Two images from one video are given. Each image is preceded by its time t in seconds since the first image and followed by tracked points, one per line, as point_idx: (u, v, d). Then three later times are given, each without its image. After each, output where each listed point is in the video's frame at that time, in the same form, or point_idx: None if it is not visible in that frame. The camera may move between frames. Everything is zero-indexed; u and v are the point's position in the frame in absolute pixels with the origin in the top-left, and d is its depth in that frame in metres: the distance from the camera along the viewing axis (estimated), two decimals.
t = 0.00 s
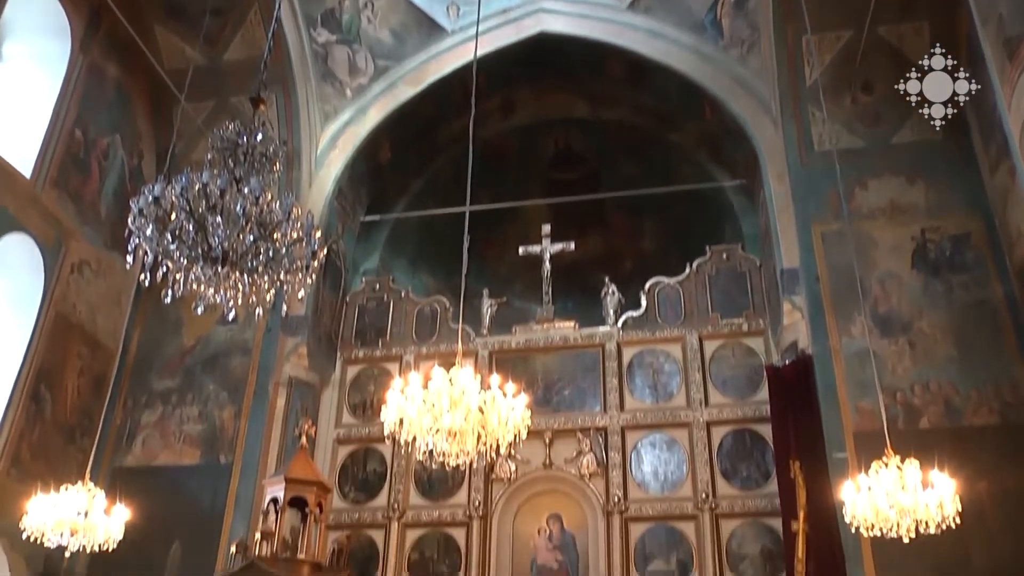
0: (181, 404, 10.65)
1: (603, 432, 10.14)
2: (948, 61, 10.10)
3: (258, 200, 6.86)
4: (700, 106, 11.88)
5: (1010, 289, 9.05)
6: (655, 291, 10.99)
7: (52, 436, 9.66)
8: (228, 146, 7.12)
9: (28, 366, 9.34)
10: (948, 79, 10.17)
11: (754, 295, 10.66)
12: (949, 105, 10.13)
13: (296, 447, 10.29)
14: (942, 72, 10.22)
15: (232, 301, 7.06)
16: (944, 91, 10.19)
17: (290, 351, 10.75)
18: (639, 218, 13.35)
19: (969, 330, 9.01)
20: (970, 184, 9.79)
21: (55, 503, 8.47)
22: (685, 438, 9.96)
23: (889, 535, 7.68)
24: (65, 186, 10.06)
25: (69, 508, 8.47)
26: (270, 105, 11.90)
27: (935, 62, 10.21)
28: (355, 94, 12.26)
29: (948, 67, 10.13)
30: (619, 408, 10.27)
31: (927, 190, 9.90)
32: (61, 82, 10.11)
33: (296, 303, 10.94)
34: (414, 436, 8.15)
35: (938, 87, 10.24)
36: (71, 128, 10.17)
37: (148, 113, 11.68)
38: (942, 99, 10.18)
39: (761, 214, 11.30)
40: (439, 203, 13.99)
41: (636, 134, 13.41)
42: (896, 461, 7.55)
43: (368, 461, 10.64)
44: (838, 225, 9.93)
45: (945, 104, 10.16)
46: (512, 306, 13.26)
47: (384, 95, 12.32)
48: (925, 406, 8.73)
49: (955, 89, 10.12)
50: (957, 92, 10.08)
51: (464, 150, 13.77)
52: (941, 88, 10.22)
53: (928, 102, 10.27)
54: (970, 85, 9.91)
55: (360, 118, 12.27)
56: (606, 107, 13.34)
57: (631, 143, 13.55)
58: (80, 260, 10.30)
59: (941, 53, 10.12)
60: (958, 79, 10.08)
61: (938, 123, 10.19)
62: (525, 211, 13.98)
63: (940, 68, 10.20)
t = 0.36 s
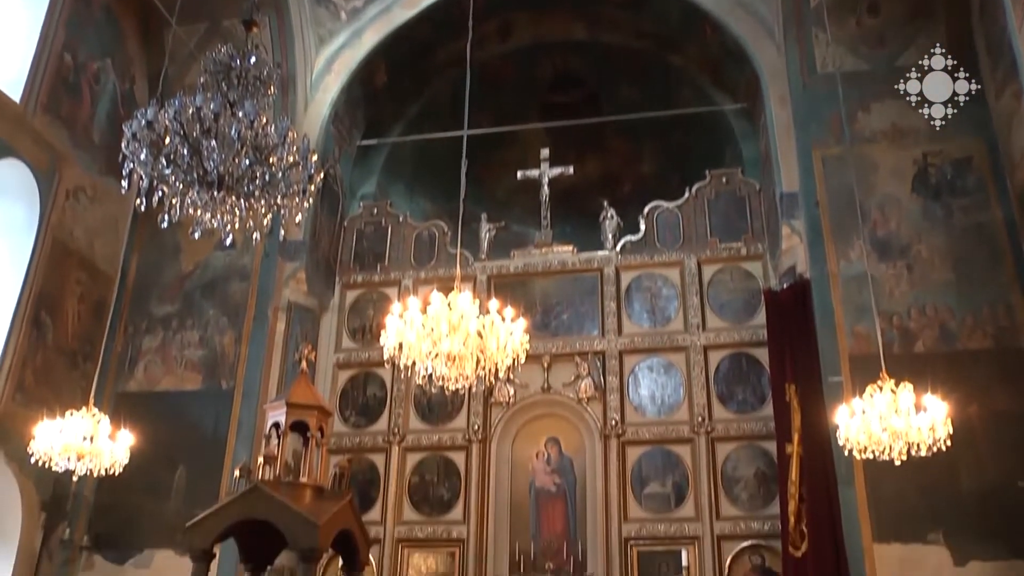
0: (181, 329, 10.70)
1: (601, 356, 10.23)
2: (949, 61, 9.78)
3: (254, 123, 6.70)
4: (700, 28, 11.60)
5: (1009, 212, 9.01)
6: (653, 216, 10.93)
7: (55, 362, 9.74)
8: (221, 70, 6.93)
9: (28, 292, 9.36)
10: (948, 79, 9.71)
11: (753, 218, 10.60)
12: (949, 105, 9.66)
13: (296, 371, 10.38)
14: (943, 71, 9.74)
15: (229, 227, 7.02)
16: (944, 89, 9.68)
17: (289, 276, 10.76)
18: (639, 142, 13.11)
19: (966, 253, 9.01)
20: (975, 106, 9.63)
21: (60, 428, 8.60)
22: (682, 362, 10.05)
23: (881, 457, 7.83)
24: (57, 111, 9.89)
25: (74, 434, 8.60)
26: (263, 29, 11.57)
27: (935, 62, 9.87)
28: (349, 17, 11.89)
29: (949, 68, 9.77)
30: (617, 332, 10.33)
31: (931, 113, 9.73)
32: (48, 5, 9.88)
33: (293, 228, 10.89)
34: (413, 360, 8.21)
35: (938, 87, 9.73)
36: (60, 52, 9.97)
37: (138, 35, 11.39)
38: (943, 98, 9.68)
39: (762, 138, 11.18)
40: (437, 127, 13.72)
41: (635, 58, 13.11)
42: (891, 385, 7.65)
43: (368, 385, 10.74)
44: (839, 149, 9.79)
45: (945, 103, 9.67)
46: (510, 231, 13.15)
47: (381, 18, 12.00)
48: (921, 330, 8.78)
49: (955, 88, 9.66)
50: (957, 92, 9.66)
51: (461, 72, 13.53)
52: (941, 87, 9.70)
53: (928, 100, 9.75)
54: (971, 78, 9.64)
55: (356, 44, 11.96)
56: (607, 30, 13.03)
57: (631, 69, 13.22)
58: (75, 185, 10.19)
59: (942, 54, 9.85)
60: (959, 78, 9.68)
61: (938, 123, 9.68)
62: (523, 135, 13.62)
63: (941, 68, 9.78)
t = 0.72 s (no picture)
0: (179, 278, 10.69)
1: (599, 305, 10.25)
2: (949, 61, 9.48)
3: (249, 70, 6.61)
4: None
5: (1010, 160, 8.94)
6: (652, 163, 10.83)
7: (55, 312, 9.75)
8: (213, 16, 6.82)
9: (25, 241, 9.31)
10: (949, 79, 9.40)
11: (752, 166, 10.52)
12: (949, 105, 9.32)
13: (294, 320, 10.41)
14: (943, 71, 9.44)
15: (224, 174, 7.01)
16: (944, 89, 9.37)
17: (286, 225, 10.71)
18: (638, 90, 12.92)
19: (966, 202, 8.97)
20: (979, 51, 9.50)
21: (62, 377, 8.66)
22: (680, 310, 10.07)
23: (875, 405, 7.90)
24: (48, 58, 9.72)
25: (76, 383, 8.68)
26: None
27: (935, 62, 9.55)
28: None
29: (949, 68, 9.46)
30: (615, 280, 10.32)
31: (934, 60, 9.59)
32: None
33: (290, 176, 10.81)
34: (411, 309, 8.22)
35: (939, 87, 9.41)
36: None
37: None
38: (943, 98, 9.35)
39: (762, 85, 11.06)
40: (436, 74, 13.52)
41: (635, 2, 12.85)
42: (887, 333, 7.72)
43: (367, 333, 10.78)
44: (841, 96, 9.66)
45: (945, 104, 9.33)
46: (507, 179, 13.05)
47: None
48: (919, 279, 8.78)
49: (955, 89, 9.35)
50: (957, 92, 9.35)
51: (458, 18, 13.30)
52: (941, 87, 9.38)
53: (928, 99, 9.41)
54: (970, 76, 9.36)
55: None
56: None
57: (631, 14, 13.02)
58: (69, 133, 10.07)
59: (942, 54, 9.54)
60: (959, 79, 9.38)
61: (937, 122, 9.32)
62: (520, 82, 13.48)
63: (941, 68, 9.46)
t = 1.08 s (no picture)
0: (176, 230, 10.65)
1: (597, 256, 10.23)
2: (949, 60, 9.20)
3: (242, 19, 6.44)
4: None
5: (1013, 110, 8.85)
6: (651, 114, 10.71)
7: (52, 264, 9.73)
8: None
9: (19, 194, 9.24)
10: (948, 78, 9.14)
11: (752, 116, 10.41)
12: (950, 105, 9.06)
13: (292, 272, 10.40)
14: (943, 71, 9.17)
15: (219, 125, 6.95)
16: (944, 89, 9.11)
17: (283, 175, 10.62)
18: (637, 40, 12.72)
19: (967, 153, 8.90)
20: None
21: (60, 328, 8.69)
22: (678, 260, 10.07)
23: (871, 356, 7.92)
24: (37, 7, 9.54)
25: (75, 334, 8.71)
26: None
27: (934, 61, 9.27)
28: None
29: (949, 67, 9.19)
30: (614, 231, 10.29)
31: (938, 9, 9.41)
32: None
33: (286, 127, 10.69)
34: (409, 260, 8.21)
35: (939, 87, 9.14)
36: None
37: None
38: (943, 98, 9.09)
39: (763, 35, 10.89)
40: (432, 25, 13.32)
41: None
42: (885, 284, 7.71)
43: (365, 284, 10.78)
44: (842, 46, 9.51)
45: (945, 103, 9.07)
46: (505, 129, 12.94)
47: None
48: (918, 230, 8.76)
49: (955, 88, 9.08)
50: (957, 92, 9.07)
51: None
52: (941, 87, 9.12)
53: (928, 99, 9.15)
54: (971, 76, 9.08)
55: None
56: None
57: None
58: (60, 83, 9.93)
59: (942, 53, 9.26)
60: (959, 78, 9.10)
61: (938, 123, 9.06)
62: (517, 32, 13.26)
63: (940, 68, 9.20)
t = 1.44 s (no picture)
0: (173, 187, 10.58)
1: (594, 212, 10.18)
2: (949, 60, 8.98)
3: None
4: None
5: (1017, 65, 8.76)
6: (650, 70, 10.58)
7: (48, 222, 9.70)
8: None
9: (13, 152, 9.16)
10: (948, 79, 8.92)
11: (752, 72, 10.29)
12: (949, 105, 8.86)
13: (289, 229, 10.36)
14: (942, 71, 8.95)
15: (213, 80, 6.86)
16: (944, 89, 8.89)
17: (279, 132, 10.54)
18: None
19: (969, 109, 8.82)
20: None
21: (58, 287, 8.67)
22: (677, 217, 10.03)
23: (869, 311, 7.96)
24: None
25: (72, 293, 8.70)
26: None
27: (934, 62, 9.03)
28: None
29: (949, 68, 8.97)
30: (612, 188, 10.23)
31: None
32: None
33: (281, 83, 10.57)
34: (407, 217, 8.17)
35: (937, 87, 8.93)
36: None
37: None
38: (943, 98, 8.88)
39: None
40: None
41: None
42: (883, 241, 7.69)
43: (362, 241, 10.75)
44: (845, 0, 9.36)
45: (945, 104, 8.86)
46: (502, 86, 12.80)
47: None
48: (917, 186, 8.71)
49: (956, 89, 8.86)
50: (958, 92, 8.86)
51: None
52: (941, 86, 8.91)
53: (927, 99, 8.93)
54: (971, 76, 8.86)
55: None
56: None
57: None
58: (51, 40, 9.85)
59: (942, 53, 9.03)
60: (959, 79, 8.88)
61: (937, 123, 8.86)
62: None
63: (940, 69, 8.97)
